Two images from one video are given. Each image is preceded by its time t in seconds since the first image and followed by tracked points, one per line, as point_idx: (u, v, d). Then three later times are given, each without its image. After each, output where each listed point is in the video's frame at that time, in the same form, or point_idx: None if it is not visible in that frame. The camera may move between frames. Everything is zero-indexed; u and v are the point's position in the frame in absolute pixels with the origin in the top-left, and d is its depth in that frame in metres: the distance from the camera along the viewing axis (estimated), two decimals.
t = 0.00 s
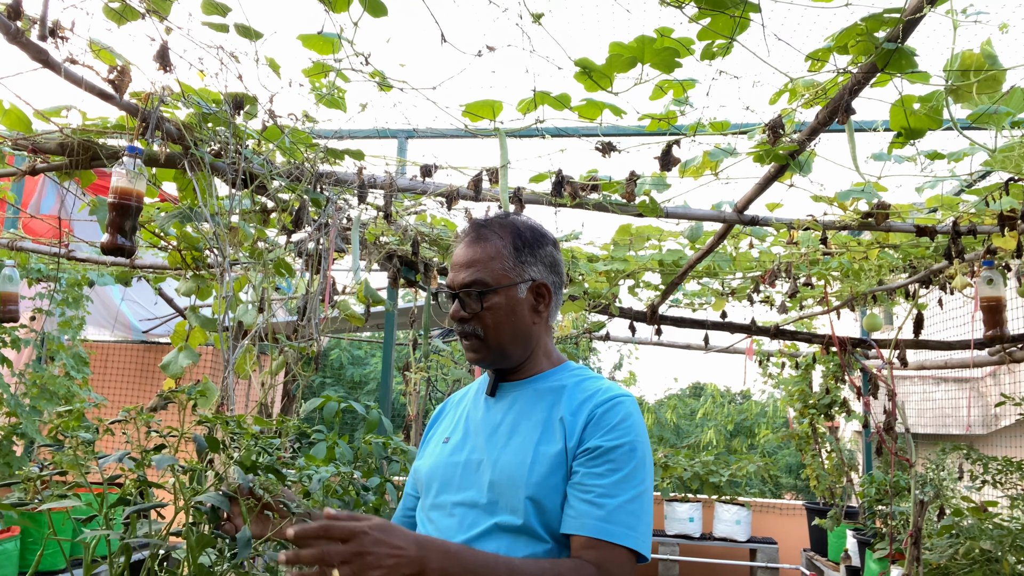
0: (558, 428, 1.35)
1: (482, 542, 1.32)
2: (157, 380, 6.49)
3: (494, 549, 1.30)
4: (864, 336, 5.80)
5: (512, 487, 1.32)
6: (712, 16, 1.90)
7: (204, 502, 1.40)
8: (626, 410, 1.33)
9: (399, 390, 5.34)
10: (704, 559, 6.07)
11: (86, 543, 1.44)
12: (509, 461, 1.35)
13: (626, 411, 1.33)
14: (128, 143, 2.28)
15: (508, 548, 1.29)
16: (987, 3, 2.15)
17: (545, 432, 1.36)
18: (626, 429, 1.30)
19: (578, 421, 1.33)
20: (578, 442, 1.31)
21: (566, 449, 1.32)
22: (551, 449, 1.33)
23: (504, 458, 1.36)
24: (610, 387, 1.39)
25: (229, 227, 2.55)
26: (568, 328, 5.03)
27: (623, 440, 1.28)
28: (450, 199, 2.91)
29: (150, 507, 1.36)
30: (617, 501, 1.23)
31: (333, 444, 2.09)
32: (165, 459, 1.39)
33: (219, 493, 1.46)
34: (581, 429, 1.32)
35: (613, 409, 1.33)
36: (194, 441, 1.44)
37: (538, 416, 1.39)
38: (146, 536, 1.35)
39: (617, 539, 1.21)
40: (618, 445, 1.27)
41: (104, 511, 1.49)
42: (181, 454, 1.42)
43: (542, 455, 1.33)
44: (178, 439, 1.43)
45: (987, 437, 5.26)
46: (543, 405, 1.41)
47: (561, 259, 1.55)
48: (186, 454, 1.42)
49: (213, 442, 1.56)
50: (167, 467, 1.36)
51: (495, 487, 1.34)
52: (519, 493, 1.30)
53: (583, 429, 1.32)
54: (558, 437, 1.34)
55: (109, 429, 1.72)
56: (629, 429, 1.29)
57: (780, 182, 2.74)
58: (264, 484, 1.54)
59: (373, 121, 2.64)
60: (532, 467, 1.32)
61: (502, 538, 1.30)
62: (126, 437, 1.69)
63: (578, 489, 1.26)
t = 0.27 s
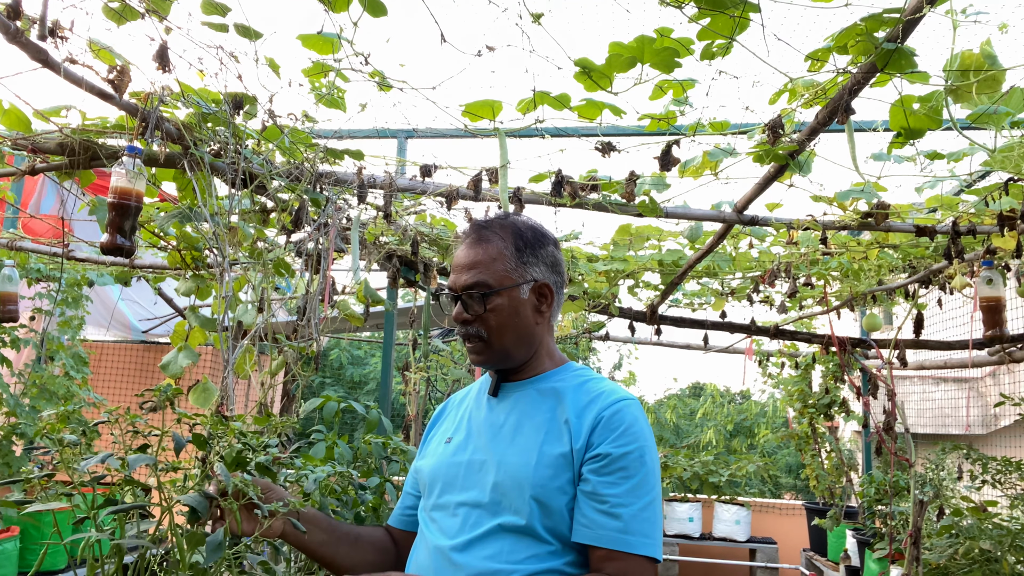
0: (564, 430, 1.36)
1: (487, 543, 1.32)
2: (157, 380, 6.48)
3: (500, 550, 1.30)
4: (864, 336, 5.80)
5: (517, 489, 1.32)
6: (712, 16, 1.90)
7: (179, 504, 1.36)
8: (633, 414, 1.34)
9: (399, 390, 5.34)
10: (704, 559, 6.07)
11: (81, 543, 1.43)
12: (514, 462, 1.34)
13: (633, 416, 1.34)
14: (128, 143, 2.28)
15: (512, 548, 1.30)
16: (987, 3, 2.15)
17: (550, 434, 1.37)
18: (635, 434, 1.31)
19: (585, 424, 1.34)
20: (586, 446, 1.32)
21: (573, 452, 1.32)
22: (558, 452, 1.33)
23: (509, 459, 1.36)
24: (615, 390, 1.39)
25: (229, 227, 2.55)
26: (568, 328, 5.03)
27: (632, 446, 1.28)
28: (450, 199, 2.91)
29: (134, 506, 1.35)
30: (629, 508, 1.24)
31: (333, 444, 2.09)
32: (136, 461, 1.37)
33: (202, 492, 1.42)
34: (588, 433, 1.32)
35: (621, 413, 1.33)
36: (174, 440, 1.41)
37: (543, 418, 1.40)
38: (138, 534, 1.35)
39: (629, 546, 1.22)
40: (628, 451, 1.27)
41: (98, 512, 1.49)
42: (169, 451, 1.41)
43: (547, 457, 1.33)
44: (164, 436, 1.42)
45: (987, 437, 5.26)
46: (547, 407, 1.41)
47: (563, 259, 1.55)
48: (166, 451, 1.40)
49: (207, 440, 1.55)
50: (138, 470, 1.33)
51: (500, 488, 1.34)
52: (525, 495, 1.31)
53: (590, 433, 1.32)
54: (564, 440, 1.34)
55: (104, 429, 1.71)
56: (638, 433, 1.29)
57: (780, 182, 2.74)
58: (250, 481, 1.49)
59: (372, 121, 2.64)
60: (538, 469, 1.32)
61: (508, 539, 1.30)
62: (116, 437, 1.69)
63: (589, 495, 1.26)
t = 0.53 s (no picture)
0: (569, 430, 1.36)
1: (493, 542, 1.32)
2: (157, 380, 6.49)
3: (506, 549, 1.30)
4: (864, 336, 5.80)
5: (523, 488, 1.32)
6: (712, 16, 1.90)
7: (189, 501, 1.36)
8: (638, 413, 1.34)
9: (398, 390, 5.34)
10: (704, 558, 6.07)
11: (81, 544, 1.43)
12: (519, 462, 1.34)
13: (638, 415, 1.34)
14: (128, 143, 2.28)
15: (518, 548, 1.30)
16: (987, 3, 2.15)
17: (555, 433, 1.37)
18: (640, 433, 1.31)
19: (590, 424, 1.34)
20: (592, 445, 1.32)
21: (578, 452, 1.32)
22: (563, 452, 1.33)
23: (514, 458, 1.36)
24: (619, 389, 1.39)
25: (229, 227, 2.55)
26: (568, 328, 5.03)
27: (637, 445, 1.28)
28: (450, 199, 2.91)
29: (140, 507, 1.35)
30: (636, 507, 1.24)
31: (333, 444, 2.09)
32: (148, 460, 1.37)
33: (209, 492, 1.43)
34: (593, 433, 1.32)
35: (626, 413, 1.33)
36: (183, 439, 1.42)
37: (548, 418, 1.40)
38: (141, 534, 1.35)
39: (637, 545, 1.22)
40: (634, 450, 1.27)
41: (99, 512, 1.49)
42: (171, 452, 1.41)
43: (553, 456, 1.33)
44: (167, 437, 1.42)
45: (987, 437, 5.26)
46: (551, 407, 1.41)
47: (566, 259, 1.55)
48: (174, 453, 1.41)
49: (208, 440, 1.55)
50: (148, 469, 1.33)
51: (506, 488, 1.34)
52: (531, 494, 1.31)
53: (596, 433, 1.32)
54: (569, 440, 1.35)
55: (104, 429, 1.72)
56: (643, 433, 1.30)
57: (780, 182, 2.74)
58: (257, 481, 1.50)
59: (373, 121, 2.64)
60: (543, 468, 1.32)
61: (514, 538, 1.30)
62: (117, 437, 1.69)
63: (596, 495, 1.26)
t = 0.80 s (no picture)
0: (570, 430, 1.36)
1: (494, 541, 1.32)
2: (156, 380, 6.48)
3: (507, 548, 1.30)
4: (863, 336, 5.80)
5: (524, 488, 1.32)
6: (711, 16, 1.90)
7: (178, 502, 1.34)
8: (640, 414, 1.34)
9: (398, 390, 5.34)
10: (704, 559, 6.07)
11: (80, 543, 1.43)
12: (520, 462, 1.34)
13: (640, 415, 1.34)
14: (127, 143, 2.28)
15: (519, 547, 1.30)
16: (987, 3, 2.15)
17: (557, 433, 1.37)
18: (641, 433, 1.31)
19: (591, 424, 1.34)
20: (593, 445, 1.32)
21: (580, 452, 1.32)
22: (564, 451, 1.33)
23: (516, 457, 1.36)
24: (620, 389, 1.39)
25: (229, 227, 2.55)
26: (568, 328, 5.03)
27: (638, 445, 1.28)
28: (449, 199, 2.91)
29: (132, 507, 1.34)
30: (637, 506, 1.24)
31: (332, 444, 2.09)
32: (136, 461, 1.36)
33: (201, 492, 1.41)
34: (595, 432, 1.32)
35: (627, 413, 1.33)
36: (174, 439, 1.40)
37: (549, 417, 1.40)
38: (134, 535, 1.34)
39: (638, 544, 1.22)
40: (634, 450, 1.27)
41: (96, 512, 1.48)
42: (167, 451, 1.40)
43: (554, 456, 1.33)
44: (162, 436, 1.41)
45: (986, 437, 5.26)
46: (553, 407, 1.41)
47: (566, 259, 1.54)
48: (165, 452, 1.39)
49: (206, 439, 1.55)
50: (138, 470, 1.32)
51: (507, 487, 1.34)
52: (532, 494, 1.31)
53: (597, 433, 1.32)
54: (570, 440, 1.35)
55: (103, 428, 1.72)
56: (644, 432, 1.29)
57: (779, 182, 2.74)
58: (249, 480, 1.47)
59: (372, 121, 2.64)
60: (544, 468, 1.32)
61: (515, 537, 1.31)
62: (116, 436, 1.68)
63: (597, 495, 1.26)
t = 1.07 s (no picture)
0: (571, 431, 1.36)
1: (496, 542, 1.32)
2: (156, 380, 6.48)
3: (510, 549, 1.30)
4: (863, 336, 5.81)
5: (525, 489, 1.32)
6: (711, 16, 1.91)
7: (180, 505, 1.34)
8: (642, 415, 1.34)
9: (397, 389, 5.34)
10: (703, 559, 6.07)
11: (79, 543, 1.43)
12: (522, 463, 1.35)
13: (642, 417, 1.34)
14: (126, 142, 2.27)
15: (521, 548, 1.30)
16: (986, 2, 2.14)
17: (558, 434, 1.37)
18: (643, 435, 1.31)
19: (593, 425, 1.33)
20: (595, 446, 1.31)
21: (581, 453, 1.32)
22: (566, 453, 1.33)
23: (517, 459, 1.36)
24: (622, 390, 1.39)
25: (229, 227, 2.55)
26: (567, 328, 5.03)
27: (640, 447, 1.28)
28: (449, 199, 2.91)
29: (132, 508, 1.34)
30: (641, 510, 1.24)
31: (331, 444, 2.09)
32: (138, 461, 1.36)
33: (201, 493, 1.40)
34: (597, 433, 1.32)
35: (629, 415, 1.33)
36: (176, 440, 1.40)
37: (551, 417, 1.40)
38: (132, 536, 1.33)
39: (642, 548, 1.22)
40: (637, 451, 1.27)
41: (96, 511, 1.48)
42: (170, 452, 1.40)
43: (556, 457, 1.33)
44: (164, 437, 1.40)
45: (986, 437, 5.26)
46: (555, 407, 1.41)
47: (563, 258, 1.54)
48: (167, 452, 1.39)
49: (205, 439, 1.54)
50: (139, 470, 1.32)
51: (509, 488, 1.34)
52: (534, 495, 1.31)
53: (599, 434, 1.32)
54: (572, 441, 1.34)
55: (102, 428, 1.71)
56: (646, 434, 1.29)
57: (779, 182, 2.74)
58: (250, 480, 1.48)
59: (372, 121, 2.64)
60: (546, 468, 1.32)
61: (517, 538, 1.31)
62: (115, 437, 1.68)
63: (599, 496, 1.26)
